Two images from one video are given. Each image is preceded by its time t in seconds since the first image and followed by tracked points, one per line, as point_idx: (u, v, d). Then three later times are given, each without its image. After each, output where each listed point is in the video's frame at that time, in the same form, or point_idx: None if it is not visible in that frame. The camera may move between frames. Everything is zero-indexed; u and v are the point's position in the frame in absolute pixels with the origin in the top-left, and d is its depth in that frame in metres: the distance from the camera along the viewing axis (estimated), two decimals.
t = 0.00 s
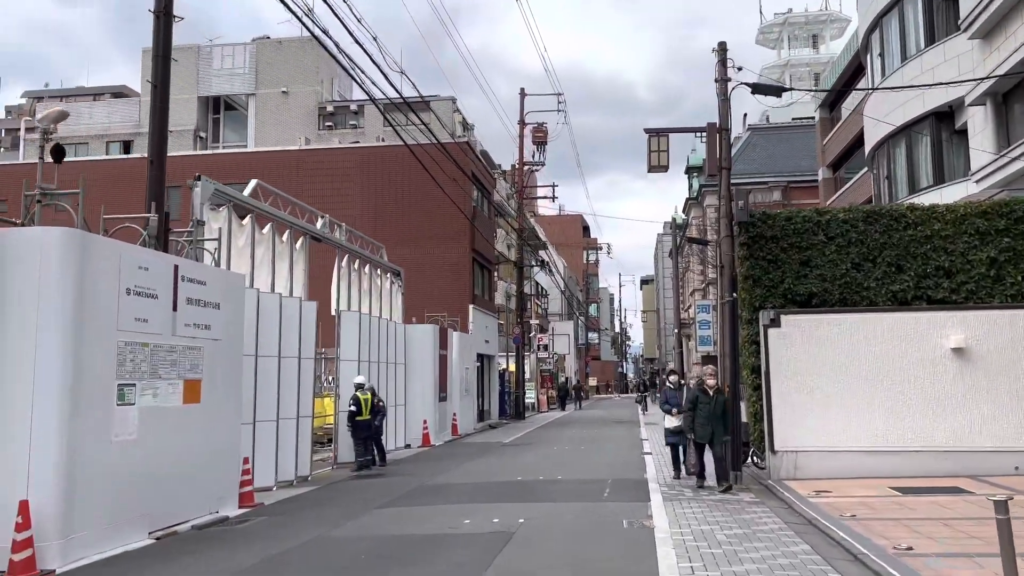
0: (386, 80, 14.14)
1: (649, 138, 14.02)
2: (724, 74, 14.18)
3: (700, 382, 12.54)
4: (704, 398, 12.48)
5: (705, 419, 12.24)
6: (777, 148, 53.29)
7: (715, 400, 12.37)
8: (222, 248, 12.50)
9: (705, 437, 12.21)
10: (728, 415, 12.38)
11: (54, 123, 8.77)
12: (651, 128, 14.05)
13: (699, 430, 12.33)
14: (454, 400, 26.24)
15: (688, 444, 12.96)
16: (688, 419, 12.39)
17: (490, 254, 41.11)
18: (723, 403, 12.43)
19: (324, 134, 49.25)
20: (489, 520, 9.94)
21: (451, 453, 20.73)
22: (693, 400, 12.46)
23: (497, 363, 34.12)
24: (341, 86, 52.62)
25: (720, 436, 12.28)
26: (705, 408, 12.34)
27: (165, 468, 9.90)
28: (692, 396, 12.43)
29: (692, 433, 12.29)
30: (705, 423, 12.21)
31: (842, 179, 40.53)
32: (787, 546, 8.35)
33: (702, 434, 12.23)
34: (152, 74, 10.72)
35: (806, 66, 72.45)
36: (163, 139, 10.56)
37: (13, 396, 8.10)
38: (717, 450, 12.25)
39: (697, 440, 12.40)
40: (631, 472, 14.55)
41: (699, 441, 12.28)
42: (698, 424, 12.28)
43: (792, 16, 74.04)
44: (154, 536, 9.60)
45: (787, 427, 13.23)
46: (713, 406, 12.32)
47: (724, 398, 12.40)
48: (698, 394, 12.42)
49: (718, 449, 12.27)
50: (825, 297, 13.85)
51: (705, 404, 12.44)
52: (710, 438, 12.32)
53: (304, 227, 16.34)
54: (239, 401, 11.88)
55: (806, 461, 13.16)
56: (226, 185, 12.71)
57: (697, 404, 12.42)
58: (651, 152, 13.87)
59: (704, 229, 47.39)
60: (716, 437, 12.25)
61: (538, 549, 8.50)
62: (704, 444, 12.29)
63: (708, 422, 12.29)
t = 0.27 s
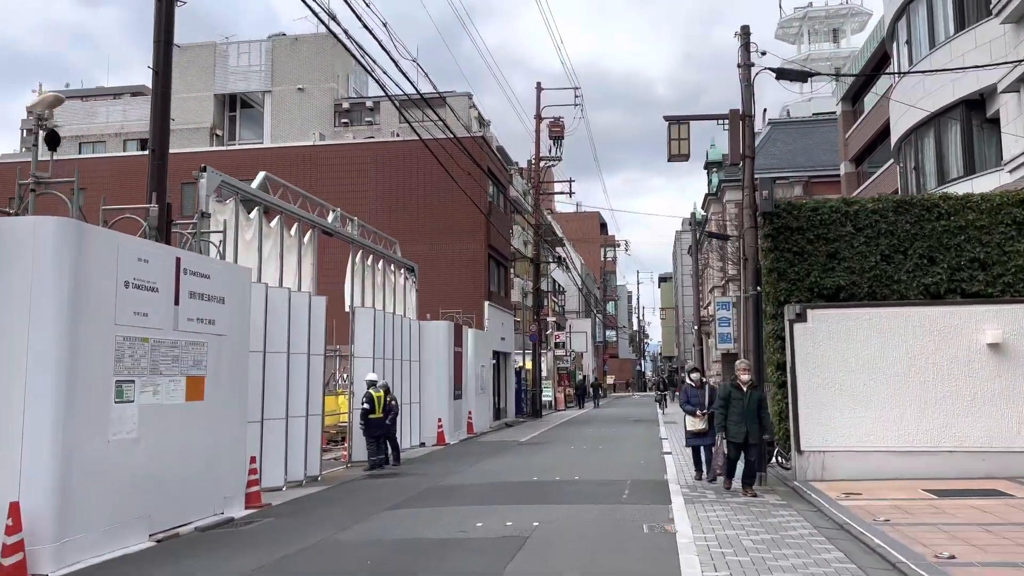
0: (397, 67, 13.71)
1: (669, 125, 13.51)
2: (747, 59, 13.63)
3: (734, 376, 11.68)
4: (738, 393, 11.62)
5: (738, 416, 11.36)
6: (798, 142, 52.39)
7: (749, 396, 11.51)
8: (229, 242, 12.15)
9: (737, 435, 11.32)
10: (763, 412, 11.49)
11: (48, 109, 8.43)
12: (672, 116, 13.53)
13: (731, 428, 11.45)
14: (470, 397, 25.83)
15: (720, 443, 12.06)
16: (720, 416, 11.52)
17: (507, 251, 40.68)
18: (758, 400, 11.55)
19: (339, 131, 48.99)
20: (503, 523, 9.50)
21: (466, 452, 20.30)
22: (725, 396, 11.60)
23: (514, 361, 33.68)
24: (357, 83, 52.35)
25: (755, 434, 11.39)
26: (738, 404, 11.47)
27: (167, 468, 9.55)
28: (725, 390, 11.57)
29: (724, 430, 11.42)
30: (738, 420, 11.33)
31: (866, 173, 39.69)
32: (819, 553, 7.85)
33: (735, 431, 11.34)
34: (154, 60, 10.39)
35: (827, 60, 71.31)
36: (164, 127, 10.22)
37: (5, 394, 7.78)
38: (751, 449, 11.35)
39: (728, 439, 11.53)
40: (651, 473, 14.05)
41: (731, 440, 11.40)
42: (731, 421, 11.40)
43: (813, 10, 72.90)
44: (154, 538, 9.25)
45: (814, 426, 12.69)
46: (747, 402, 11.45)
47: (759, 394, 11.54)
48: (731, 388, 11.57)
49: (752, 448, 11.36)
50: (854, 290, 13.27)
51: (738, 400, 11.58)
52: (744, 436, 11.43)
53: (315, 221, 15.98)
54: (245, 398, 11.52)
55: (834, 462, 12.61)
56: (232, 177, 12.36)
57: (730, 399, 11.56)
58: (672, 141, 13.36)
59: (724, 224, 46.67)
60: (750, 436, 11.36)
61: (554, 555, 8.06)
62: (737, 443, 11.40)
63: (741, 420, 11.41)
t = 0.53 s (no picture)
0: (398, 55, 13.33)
1: (679, 114, 13.06)
2: (760, 44, 13.15)
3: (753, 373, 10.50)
4: (757, 393, 10.44)
5: (758, 419, 10.21)
6: (812, 138, 51.69)
7: (770, 397, 10.33)
8: (224, 233, 11.81)
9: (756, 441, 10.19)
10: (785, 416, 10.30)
11: (29, 95, 8.11)
12: (681, 104, 13.08)
13: (748, 432, 10.30)
14: (477, 395, 25.47)
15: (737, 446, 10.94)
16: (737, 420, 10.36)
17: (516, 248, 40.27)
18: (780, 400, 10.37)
19: (348, 127, 48.69)
20: (503, 526, 9.11)
21: (472, 451, 19.93)
22: (743, 396, 10.42)
23: (523, 358, 33.30)
24: (367, 79, 52.07)
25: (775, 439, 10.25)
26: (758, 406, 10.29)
27: (155, 468, 9.21)
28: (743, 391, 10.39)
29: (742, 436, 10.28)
30: (757, 424, 10.20)
31: (881, 168, 39.02)
32: (837, 561, 7.38)
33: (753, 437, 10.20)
34: (143, 46, 10.07)
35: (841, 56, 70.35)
36: (154, 116, 9.90)
37: None
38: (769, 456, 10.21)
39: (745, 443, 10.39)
40: (661, 473, 13.61)
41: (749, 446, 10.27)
42: (748, 426, 10.25)
43: (826, 5, 71.96)
44: (141, 541, 8.92)
45: (829, 425, 12.22)
46: (768, 404, 10.29)
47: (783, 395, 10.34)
48: (750, 388, 10.38)
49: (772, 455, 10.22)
50: (871, 284, 12.78)
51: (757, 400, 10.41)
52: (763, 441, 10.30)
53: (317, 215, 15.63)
54: (240, 396, 11.17)
55: (851, 462, 12.15)
56: (229, 169, 12.02)
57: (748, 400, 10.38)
58: (682, 129, 12.91)
59: (736, 220, 46.05)
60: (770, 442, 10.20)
61: (555, 561, 7.65)
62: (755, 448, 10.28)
63: (761, 424, 10.26)
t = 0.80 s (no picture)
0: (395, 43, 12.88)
1: (687, 103, 12.58)
2: (771, 31, 12.66)
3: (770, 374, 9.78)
4: (775, 394, 9.75)
5: (777, 422, 9.48)
6: (823, 133, 50.99)
7: (789, 398, 9.58)
8: (215, 227, 11.42)
9: (776, 446, 9.45)
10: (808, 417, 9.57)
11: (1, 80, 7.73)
12: (690, 92, 12.60)
13: (767, 436, 9.58)
14: (482, 393, 25.04)
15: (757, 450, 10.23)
16: (754, 424, 9.64)
17: (523, 244, 39.79)
18: (801, 401, 9.62)
19: (354, 124, 48.30)
20: (501, 534, 8.68)
21: (476, 451, 19.51)
22: (760, 399, 9.70)
23: (529, 356, 32.83)
24: (373, 75, 51.64)
25: (798, 442, 9.49)
26: (776, 408, 9.55)
27: (137, 472, 8.81)
28: (760, 393, 9.66)
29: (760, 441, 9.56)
30: (776, 427, 9.45)
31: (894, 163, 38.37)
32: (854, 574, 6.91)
33: (772, 442, 9.47)
34: (127, 32, 9.68)
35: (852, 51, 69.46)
36: (138, 105, 9.51)
37: None
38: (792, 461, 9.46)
39: (765, 448, 9.69)
40: (668, 476, 13.12)
41: (769, 451, 9.55)
42: (767, 430, 9.52)
43: None
44: (122, 549, 8.52)
45: (843, 427, 11.73)
46: (788, 405, 9.53)
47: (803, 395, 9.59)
48: (767, 390, 9.66)
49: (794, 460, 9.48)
50: (887, 280, 12.26)
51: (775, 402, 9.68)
52: (784, 445, 9.58)
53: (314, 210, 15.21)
54: (230, 397, 10.77)
55: (866, 465, 11.66)
56: (220, 161, 11.64)
57: (766, 402, 9.63)
58: (690, 119, 12.44)
59: (746, 217, 45.46)
60: (792, 446, 9.46)
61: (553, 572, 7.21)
62: (776, 453, 9.54)
63: (780, 427, 9.52)
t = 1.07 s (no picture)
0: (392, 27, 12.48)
1: (695, 88, 12.14)
2: (782, 12, 12.21)
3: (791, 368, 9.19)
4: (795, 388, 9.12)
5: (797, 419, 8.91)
6: (831, 127, 50.39)
7: (810, 395, 9.02)
8: (207, 216, 11.04)
9: (796, 444, 8.90)
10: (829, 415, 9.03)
11: None
12: (698, 77, 12.17)
13: (787, 434, 9.01)
14: (486, 389, 24.65)
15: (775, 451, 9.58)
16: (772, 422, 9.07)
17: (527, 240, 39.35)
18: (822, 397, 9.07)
19: (358, 119, 47.95)
20: (500, 535, 8.29)
21: (479, 448, 19.13)
22: (779, 394, 9.12)
23: (534, 353, 32.41)
24: (377, 70, 51.23)
25: (819, 441, 8.94)
26: (797, 404, 8.98)
27: (121, 469, 8.44)
28: (779, 389, 9.10)
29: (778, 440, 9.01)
30: (797, 425, 8.87)
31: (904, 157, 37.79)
32: None
33: (792, 440, 8.92)
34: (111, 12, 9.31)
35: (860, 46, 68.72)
36: (122, 88, 9.15)
37: None
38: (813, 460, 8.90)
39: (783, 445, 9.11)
40: (676, 474, 12.69)
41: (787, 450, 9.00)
42: (786, 427, 8.96)
43: None
44: (104, 550, 8.13)
45: (858, 423, 11.28)
46: (809, 401, 8.97)
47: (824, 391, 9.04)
48: (788, 385, 9.07)
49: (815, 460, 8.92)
50: (903, 271, 11.80)
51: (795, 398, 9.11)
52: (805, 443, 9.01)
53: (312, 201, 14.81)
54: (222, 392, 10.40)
55: (882, 463, 11.21)
56: (212, 150, 11.28)
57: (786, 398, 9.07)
58: (698, 105, 12.01)
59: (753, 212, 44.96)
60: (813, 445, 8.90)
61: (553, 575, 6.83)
62: (794, 453, 8.99)
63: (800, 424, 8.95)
